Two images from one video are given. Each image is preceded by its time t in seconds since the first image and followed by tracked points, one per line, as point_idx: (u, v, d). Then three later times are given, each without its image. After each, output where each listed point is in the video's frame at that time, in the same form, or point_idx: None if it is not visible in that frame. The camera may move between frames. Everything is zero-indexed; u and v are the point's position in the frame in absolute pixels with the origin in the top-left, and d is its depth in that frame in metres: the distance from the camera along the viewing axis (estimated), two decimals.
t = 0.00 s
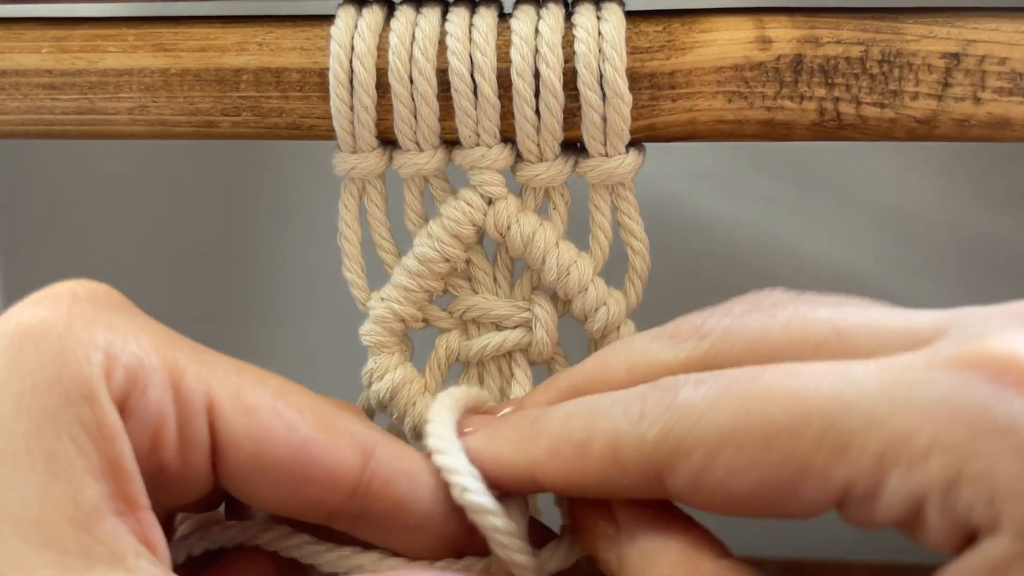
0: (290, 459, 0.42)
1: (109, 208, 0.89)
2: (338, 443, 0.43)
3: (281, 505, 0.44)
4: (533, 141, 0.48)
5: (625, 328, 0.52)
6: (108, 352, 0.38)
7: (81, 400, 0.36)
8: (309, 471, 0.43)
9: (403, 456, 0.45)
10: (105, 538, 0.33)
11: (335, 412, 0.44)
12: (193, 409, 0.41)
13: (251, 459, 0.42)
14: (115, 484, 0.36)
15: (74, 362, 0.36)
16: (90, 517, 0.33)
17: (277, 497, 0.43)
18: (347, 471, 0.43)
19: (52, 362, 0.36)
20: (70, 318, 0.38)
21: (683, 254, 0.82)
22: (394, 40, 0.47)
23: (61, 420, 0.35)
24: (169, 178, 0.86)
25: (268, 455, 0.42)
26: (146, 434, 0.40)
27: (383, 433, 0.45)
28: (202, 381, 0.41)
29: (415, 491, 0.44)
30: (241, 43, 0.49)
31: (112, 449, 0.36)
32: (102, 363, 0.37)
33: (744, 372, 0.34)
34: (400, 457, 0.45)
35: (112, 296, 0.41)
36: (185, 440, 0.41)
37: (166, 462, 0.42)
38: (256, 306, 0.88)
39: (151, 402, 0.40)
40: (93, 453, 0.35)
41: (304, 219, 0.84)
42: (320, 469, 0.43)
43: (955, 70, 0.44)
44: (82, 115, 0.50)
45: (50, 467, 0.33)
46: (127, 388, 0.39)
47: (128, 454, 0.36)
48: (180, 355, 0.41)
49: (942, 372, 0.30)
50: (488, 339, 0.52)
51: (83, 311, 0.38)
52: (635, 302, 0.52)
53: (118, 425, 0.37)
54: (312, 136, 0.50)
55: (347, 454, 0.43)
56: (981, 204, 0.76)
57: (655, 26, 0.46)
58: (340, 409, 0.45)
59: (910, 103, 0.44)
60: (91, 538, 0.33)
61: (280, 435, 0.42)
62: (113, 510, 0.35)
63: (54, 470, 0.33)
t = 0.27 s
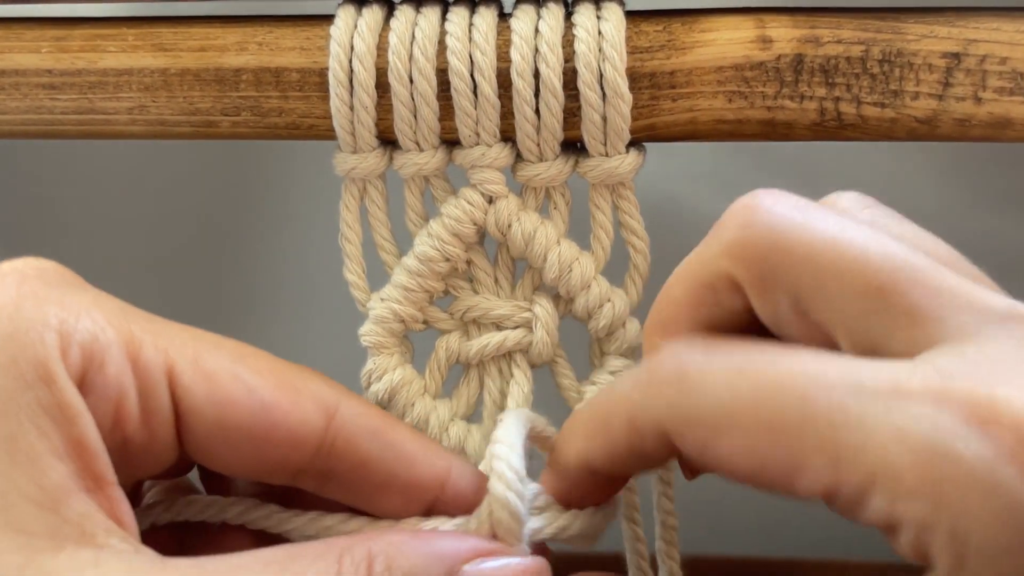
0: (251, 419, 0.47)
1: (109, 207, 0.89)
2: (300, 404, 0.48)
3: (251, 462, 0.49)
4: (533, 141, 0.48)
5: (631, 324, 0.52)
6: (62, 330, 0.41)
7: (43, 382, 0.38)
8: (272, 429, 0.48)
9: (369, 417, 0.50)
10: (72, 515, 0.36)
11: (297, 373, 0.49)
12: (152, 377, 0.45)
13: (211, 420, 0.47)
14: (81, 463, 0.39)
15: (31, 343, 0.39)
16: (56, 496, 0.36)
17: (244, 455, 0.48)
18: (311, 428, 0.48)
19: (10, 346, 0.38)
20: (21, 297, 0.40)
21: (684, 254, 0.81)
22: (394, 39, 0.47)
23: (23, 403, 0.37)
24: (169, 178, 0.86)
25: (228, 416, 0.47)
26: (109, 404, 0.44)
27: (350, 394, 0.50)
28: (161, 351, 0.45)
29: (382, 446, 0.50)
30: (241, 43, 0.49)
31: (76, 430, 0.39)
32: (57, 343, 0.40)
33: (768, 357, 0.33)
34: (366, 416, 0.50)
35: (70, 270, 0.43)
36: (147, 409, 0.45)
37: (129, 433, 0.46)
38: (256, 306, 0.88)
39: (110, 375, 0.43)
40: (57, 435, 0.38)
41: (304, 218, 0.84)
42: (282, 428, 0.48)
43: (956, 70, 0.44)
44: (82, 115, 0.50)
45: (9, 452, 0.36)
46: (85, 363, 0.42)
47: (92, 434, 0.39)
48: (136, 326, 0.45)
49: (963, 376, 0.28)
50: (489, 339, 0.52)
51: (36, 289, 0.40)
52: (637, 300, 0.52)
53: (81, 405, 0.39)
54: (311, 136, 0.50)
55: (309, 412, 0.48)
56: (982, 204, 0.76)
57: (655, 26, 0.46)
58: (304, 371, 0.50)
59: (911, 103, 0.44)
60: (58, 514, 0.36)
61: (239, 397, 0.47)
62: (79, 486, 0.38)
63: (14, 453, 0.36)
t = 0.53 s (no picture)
0: (237, 422, 0.44)
1: (108, 207, 0.88)
2: (289, 404, 0.46)
3: (244, 466, 0.46)
4: (534, 141, 0.48)
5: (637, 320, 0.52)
6: (50, 333, 0.40)
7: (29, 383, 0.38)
8: (259, 431, 0.45)
9: (360, 414, 0.47)
10: (57, 511, 0.36)
11: (284, 371, 0.46)
12: (138, 380, 0.42)
13: (198, 423, 0.44)
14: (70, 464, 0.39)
15: (14, 346, 0.38)
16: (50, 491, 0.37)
17: (233, 459, 0.46)
18: (298, 427, 0.46)
19: None
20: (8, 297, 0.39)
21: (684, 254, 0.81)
22: (394, 39, 0.47)
23: (12, 408, 0.37)
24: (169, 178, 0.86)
25: (215, 418, 0.44)
26: (95, 409, 0.42)
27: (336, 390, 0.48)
28: (145, 351, 0.43)
29: (375, 442, 0.47)
30: (241, 43, 0.49)
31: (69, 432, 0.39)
32: (44, 348, 0.39)
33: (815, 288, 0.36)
34: (354, 412, 0.47)
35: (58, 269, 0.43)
36: (134, 414, 0.43)
37: (117, 438, 0.43)
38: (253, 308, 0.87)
39: (96, 380, 0.41)
40: (50, 437, 0.38)
41: (304, 219, 0.84)
42: (272, 430, 0.45)
43: (956, 69, 0.44)
44: (82, 114, 0.50)
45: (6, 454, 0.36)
46: (70, 369, 0.40)
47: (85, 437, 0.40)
48: (121, 326, 0.43)
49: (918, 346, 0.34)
50: (493, 338, 0.52)
51: (20, 291, 0.40)
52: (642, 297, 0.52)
53: (69, 408, 0.39)
54: (312, 136, 0.50)
55: (296, 412, 0.46)
56: (982, 204, 0.76)
57: (656, 26, 0.46)
58: (289, 365, 0.47)
59: (912, 103, 0.44)
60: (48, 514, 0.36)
61: (226, 399, 0.44)
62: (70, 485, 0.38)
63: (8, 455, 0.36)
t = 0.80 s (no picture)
0: (277, 423, 0.44)
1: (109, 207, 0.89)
2: (325, 406, 0.45)
3: (280, 467, 0.46)
4: (534, 141, 0.48)
5: (632, 323, 0.52)
6: (93, 335, 0.38)
7: (69, 390, 0.36)
8: (299, 432, 0.44)
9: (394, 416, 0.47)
10: (105, 519, 0.35)
11: (321, 370, 0.46)
12: (177, 381, 0.42)
13: (232, 425, 0.43)
14: (116, 470, 0.37)
15: (57, 347, 0.37)
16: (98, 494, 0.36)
17: (271, 460, 0.45)
18: (336, 429, 0.45)
19: (37, 351, 0.36)
20: (51, 297, 0.38)
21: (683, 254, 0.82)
22: (394, 40, 0.47)
23: (58, 417, 0.36)
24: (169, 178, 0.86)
25: (252, 418, 0.43)
26: (136, 412, 0.41)
27: (374, 391, 0.47)
28: (185, 353, 0.42)
29: (408, 446, 0.46)
30: (241, 43, 0.49)
31: (113, 439, 0.38)
32: (87, 350, 0.38)
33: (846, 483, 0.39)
34: (390, 415, 0.47)
35: (98, 267, 0.41)
36: (174, 415, 0.42)
37: (156, 440, 0.43)
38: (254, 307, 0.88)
39: (138, 385, 0.40)
40: (94, 443, 0.37)
41: (304, 219, 0.84)
42: (308, 434, 0.44)
43: (956, 69, 0.44)
44: (82, 114, 0.50)
45: (53, 461, 0.34)
46: (113, 373, 0.39)
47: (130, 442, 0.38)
48: (159, 327, 0.41)
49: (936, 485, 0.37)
50: (491, 338, 0.52)
51: (64, 293, 0.38)
52: (639, 299, 0.52)
53: (114, 413, 0.38)
54: (312, 136, 0.50)
55: (331, 413, 0.45)
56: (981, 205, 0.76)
57: (655, 26, 0.46)
58: (329, 365, 0.47)
59: (911, 103, 0.44)
60: (92, 522, 0.34)
61: (263, 399, 0.44)
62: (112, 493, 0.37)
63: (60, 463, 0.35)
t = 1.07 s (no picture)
0: (140, 385, 0.48)
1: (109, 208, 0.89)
2: (189, 369, 0.49)
3: (145, 432, 0.49)
4: (532, 141, 0.48)
5: (626, 325, 0.52)
6: None
7: None
8: (166, 395, 0.48)
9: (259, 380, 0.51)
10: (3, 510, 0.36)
11: (191, 338, 0.50)
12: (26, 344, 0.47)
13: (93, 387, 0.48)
14: None
15: None
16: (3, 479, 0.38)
17: (141, 423, 0.49)
18: (203, 393, 0.49)
19: None
20: None
21: (683, 255, 0.82)
22: (393, 40, 0.47)
23: None
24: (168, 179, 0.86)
25: (115, 381, 0.48)
26: None
27: (247, 359, 0.52)
28: (42, 321, 0.47)
29: (271, 406, 0.51)
30: (240, 43, 0.49)
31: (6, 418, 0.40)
32: None
33: None
34: (257, 379, 0.51)
35: None
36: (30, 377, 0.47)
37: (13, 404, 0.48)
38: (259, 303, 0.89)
39: None
40: None
41: (303, 220, 0.84)
42: (171, 395, 0.49)
43: (954, 70, 0.44)
44: (81, 114, 0.50)
45: None
46: None
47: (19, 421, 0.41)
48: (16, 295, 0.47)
49: None
50: (485, 337, 0.52)
51: None
52: (633, 301, 0.52)
53: None
54: (311, 136, 0.50)
55: (198, 376, 0.50)
56: (981, 206, 0.76)
57: (654, 26, 0.46)
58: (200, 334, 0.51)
59: (910, 103, 0.44)
60: None
61: (126, 363, 0.48)
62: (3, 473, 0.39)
63: None
